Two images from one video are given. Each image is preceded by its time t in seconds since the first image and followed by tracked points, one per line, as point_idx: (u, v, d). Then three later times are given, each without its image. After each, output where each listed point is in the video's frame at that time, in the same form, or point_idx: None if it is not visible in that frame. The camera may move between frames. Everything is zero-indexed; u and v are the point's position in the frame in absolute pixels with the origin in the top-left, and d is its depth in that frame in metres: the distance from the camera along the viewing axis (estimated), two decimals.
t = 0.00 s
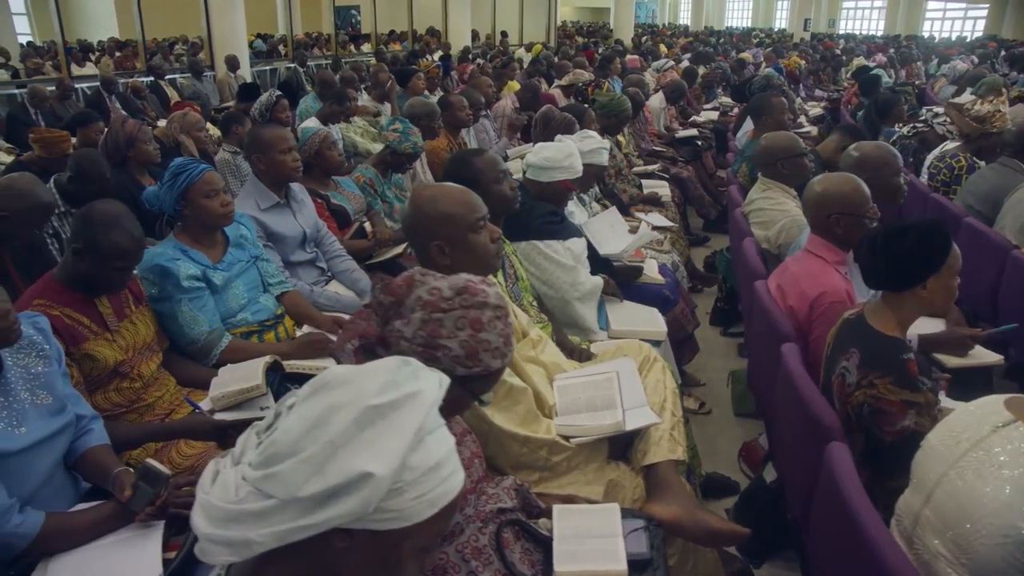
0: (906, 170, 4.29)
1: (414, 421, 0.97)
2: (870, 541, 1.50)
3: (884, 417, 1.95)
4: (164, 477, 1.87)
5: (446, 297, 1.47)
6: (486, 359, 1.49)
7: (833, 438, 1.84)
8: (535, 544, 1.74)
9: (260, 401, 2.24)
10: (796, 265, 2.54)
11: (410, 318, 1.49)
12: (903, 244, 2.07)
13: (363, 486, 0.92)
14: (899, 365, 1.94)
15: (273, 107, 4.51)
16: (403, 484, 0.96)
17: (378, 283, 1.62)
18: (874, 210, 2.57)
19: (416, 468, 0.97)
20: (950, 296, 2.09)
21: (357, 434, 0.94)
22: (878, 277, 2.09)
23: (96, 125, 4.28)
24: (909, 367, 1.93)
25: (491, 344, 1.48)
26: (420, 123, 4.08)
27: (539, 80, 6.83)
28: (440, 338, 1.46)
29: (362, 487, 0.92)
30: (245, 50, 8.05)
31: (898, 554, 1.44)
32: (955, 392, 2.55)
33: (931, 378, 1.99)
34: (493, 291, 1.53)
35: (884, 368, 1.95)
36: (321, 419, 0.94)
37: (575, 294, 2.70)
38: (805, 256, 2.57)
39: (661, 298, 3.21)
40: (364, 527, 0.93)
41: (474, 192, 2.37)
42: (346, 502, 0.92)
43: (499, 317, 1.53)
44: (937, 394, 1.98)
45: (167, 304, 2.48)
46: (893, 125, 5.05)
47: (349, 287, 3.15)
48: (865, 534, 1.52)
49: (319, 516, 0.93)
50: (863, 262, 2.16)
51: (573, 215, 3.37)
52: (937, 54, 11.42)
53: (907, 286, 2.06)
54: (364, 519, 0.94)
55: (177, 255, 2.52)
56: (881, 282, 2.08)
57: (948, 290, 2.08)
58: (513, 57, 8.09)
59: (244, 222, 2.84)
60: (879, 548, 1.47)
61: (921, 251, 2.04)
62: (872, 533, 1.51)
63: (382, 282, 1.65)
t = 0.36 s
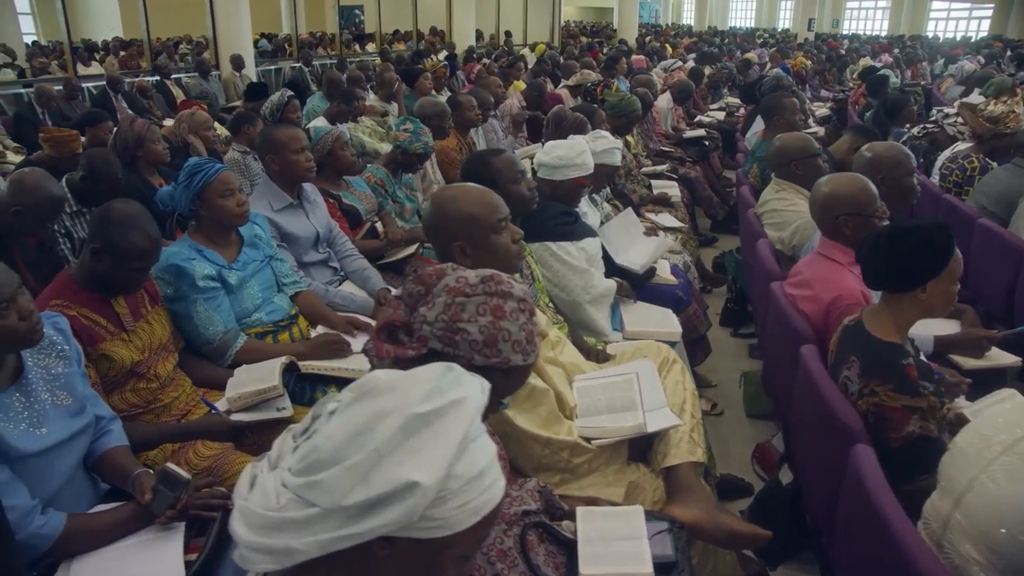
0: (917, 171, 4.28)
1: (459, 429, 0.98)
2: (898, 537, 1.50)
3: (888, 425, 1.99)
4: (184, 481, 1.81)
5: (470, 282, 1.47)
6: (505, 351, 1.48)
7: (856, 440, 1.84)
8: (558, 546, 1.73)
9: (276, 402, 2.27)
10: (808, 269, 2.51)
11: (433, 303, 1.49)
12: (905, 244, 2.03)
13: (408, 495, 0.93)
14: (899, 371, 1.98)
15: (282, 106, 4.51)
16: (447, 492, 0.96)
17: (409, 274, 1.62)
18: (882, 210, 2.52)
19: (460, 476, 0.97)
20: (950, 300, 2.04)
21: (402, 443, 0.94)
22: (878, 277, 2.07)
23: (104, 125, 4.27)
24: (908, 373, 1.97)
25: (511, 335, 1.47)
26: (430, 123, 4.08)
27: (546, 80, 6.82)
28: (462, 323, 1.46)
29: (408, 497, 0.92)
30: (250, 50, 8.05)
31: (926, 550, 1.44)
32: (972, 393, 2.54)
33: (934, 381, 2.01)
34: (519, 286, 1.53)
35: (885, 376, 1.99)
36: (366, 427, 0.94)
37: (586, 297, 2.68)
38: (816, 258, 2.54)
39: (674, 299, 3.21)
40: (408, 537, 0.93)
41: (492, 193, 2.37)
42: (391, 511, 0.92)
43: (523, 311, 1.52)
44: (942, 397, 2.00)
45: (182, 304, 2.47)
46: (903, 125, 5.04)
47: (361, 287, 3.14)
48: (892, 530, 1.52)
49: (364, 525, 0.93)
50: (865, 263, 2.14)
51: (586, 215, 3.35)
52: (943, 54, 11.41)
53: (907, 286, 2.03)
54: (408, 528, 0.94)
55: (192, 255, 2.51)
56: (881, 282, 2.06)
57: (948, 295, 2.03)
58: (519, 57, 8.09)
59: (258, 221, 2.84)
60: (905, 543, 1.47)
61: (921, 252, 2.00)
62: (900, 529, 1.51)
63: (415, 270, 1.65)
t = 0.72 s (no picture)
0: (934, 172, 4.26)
1: (510, 433, 1.00)
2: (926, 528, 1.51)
3: (909, 429, 1.92)
4: (209, 483, 1.81)
5: (500, 295, 1.42)
6: (533, 366, 1.43)
7: (887, 444, 1.81)
8: (585, 549, 1.71)
9: (295, 403, 2.26)
10: (837, 271, 2.48)
11: (460, 314, 1.46)
12: (917, 244, 1.98)
13: (462, 500, 0.95)
14: (918, 375, 1.91)
15: (294, 106, 4.50)
16: (499, 498, 0.98)
17: (441, 278, 1.61)
18: (919, 216, 2.45)
19: (510, 481, 1.00)
20: (967, 299, 1.97)
21: (455, 448, 0.97)
22: (891, 278, 2.02)
23: (118, 124, 4.28)
24: (927, 377, 1.90)
25: (540, 350, 1.42)
26: (445, 123, 4.07)
27: (556, 80, 6.81)
28: (488, 337, 1.41)
29: (462, 502, 0.95)
30: (259, 49, 8.06)
31: (959, 548, 1.44)
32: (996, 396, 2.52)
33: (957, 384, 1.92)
34: (552, 297, 1.48)
35: (904, 381, 1.92)
36: (419, 432, 0.97)
37: (604, 299, 2.66)
38: (849, 264, 2.46)
39: (691, 300, 3.21)
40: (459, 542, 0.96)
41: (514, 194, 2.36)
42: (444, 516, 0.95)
43: (554, 325, 1.46)
44: (965, 400, 1.93)
45: (201, 304, 2.46)
46: (917, 126, 5.01)
47: (376, 287, 3.11)
48: (918, 523, 1.54)
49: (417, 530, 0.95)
50: (879, 264, 2.07)
51: (603, 216, 3.34)
52: (953, 54, 11.39)
53: (924, 287, 1.97)
54: (461, 533, 0.97)
55: (211, 254, 2.50)
56: (894, 283, 2.01)
57: (965, 294, 1.97)
58: (528, 58, 8.08)
59: (276, 221, 2.83)
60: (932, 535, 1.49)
61: (937, 255, 1.94)
62: (928, 521, 1.52)
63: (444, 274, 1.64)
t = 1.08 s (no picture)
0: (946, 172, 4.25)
1: (550, 439, 1.01)
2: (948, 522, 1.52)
3: (932, 431, 1.91)
4: (231, 484, 1.81)
5: (530, 296, 1.42)
6: (561, 368, 1.43)
7: (910, 445, 1.77)
8: (608, 550, 1.71)
9: (313, 403, 2.26)
10: (857, 272, 2.47)
11: (489, 314, 1.46)
12: (933, 245, 1.93)
13: (503, 508, 0.96)
14: (940, 376, 1.89)
15: (304, 105, 4.50)
16: (538, 505, 1.00)
17: (467, 279, 1.60)
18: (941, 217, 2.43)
19: (549, 487, 1.01)
20: (988, 298, 1.92)
21: (495, 455, 0.98)
22: (908, 279, 1.97)
23: (128, 123, 4.28)
24: (950, 379, 1.88)
25: (569, 352, 1.42)
26: (456, 123, 4.07)
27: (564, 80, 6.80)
28: (518, 338, 1.41)
29: (503, 509, 0.96)
30: (266, 47, 8.06)
31: (988, 546, 1.43)
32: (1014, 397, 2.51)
33: (980, 384, 1.91)
34: (580, 299, 1.48)
35: (926, 383, 1.91)
36: (459, 439, 0.98)
37: (615, 303, 2.65)
38: (869, 265, 2.45)
39: (705, 300, 3.21)
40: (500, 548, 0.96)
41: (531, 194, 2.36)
42: (484, 524, 0.96)
43: (583, 327, 1.46)
44: (989, 402, 1.91)
45: (217, 303, 2.46)
46: (928, 125, 4.99)
47: (391, 288, 3.11)
48: (940, 518, 1.55)
49: (457, 539, 0.97)
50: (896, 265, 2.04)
51: (616, 215, 3.33)
52: (961, 54, 11.38)
53: (943, 287, 1.92)
54: (501, 540, 0.97)
55: (227, 254, 2.50)
56: (911, 284, 1.97)
57: (985, 292, 1.91)
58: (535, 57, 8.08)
59: (290, 220, 2.83)
60: (956, 529, 1.50)
61: (953, 253, 1.90)
62: (951, 516, 1.53)
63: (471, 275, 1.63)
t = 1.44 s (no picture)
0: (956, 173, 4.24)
1: (585, 443, 1.02)
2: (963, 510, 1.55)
3: (951, 434, 1.90)
4: (249, 485, 1.81)
5: (554, 296, 1.41)
6: (585, 368, 1.42)
7: (928, 445, 1.77)
8: (628, 552, 1.71)
9: (327, 404, 2.26)
10: (873, 273, 2.47)
11: (512, 315, 1.45)
12: (955, 244, 1.94)
13: (538, 513, 0.98)
14: (960, 379, 1.88)
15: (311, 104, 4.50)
16: (573, 510, 1.01)
17: (489, 280, 1.60)
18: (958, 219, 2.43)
19: (584, 492, 1.02)
20: (1008, 299, 1.94)
21: (530, 461, 1.00)
22: (928, 279, 1.98)
23: (136, 123, 4.27)
24: (970, 382, 1.87)
25: (593, 352, 1.41)
26: (465, 123, 4.06)
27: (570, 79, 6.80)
28: (542, 339, 1.40)
29: (538, 515, 0.98)
30: (270, 47, 8.07)
31: (1010, 546, 1.42)
32: None
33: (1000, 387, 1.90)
34: (603, 298, 1.47)
35: (945, 386, 1.90)
36: (493, 444, 1.00)
37: (622, 305, 2.65)
38: (886, 267, 2.45)
39: (716, 301, 3.21)
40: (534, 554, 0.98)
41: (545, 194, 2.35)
42: (519, 531, 0.98)
43: (606, 326, 1.46)
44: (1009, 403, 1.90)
45: (230, 304, 2.45)
46: (937, 125, 4.98)
47: (402, 288, 3.11)
48: (955, 506, 1.57)
49: (491, 545, 0.99)
50: (914, 267, 2.05)
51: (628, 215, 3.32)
52: (966, 54, 11.37)
53: (965, 289, 1.93)
54: (535, 546, 0.99)
55: (240, 254, 2.49)
56: (932, 286, 1.97)
57: (1005, 294, 1.93)
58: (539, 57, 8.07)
59: (302, 220, 2.82)
60: (970, 517, 1.52)
61: (975, 253, 1.91)
62: (966, 502, 1.55)
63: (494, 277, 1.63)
